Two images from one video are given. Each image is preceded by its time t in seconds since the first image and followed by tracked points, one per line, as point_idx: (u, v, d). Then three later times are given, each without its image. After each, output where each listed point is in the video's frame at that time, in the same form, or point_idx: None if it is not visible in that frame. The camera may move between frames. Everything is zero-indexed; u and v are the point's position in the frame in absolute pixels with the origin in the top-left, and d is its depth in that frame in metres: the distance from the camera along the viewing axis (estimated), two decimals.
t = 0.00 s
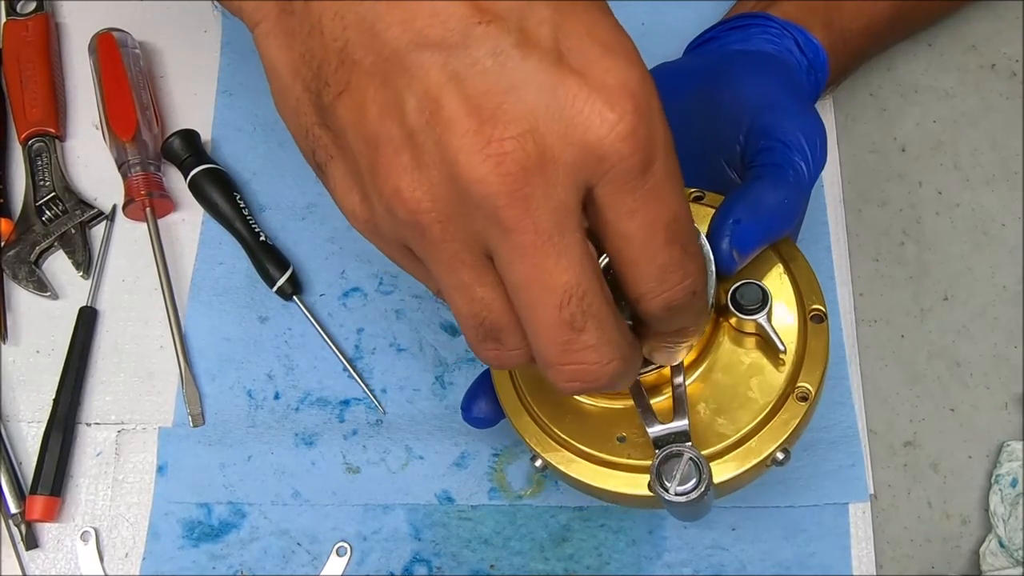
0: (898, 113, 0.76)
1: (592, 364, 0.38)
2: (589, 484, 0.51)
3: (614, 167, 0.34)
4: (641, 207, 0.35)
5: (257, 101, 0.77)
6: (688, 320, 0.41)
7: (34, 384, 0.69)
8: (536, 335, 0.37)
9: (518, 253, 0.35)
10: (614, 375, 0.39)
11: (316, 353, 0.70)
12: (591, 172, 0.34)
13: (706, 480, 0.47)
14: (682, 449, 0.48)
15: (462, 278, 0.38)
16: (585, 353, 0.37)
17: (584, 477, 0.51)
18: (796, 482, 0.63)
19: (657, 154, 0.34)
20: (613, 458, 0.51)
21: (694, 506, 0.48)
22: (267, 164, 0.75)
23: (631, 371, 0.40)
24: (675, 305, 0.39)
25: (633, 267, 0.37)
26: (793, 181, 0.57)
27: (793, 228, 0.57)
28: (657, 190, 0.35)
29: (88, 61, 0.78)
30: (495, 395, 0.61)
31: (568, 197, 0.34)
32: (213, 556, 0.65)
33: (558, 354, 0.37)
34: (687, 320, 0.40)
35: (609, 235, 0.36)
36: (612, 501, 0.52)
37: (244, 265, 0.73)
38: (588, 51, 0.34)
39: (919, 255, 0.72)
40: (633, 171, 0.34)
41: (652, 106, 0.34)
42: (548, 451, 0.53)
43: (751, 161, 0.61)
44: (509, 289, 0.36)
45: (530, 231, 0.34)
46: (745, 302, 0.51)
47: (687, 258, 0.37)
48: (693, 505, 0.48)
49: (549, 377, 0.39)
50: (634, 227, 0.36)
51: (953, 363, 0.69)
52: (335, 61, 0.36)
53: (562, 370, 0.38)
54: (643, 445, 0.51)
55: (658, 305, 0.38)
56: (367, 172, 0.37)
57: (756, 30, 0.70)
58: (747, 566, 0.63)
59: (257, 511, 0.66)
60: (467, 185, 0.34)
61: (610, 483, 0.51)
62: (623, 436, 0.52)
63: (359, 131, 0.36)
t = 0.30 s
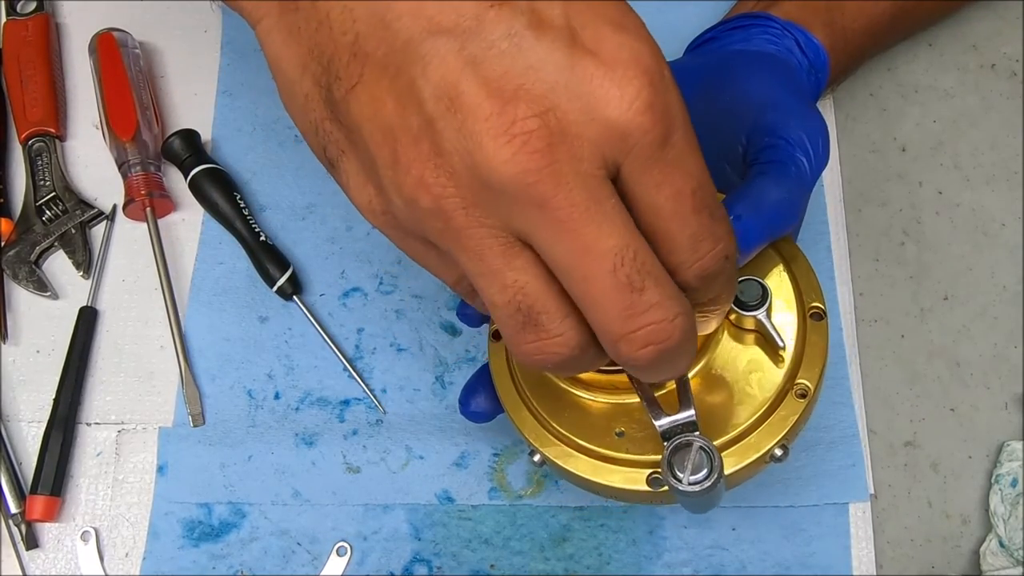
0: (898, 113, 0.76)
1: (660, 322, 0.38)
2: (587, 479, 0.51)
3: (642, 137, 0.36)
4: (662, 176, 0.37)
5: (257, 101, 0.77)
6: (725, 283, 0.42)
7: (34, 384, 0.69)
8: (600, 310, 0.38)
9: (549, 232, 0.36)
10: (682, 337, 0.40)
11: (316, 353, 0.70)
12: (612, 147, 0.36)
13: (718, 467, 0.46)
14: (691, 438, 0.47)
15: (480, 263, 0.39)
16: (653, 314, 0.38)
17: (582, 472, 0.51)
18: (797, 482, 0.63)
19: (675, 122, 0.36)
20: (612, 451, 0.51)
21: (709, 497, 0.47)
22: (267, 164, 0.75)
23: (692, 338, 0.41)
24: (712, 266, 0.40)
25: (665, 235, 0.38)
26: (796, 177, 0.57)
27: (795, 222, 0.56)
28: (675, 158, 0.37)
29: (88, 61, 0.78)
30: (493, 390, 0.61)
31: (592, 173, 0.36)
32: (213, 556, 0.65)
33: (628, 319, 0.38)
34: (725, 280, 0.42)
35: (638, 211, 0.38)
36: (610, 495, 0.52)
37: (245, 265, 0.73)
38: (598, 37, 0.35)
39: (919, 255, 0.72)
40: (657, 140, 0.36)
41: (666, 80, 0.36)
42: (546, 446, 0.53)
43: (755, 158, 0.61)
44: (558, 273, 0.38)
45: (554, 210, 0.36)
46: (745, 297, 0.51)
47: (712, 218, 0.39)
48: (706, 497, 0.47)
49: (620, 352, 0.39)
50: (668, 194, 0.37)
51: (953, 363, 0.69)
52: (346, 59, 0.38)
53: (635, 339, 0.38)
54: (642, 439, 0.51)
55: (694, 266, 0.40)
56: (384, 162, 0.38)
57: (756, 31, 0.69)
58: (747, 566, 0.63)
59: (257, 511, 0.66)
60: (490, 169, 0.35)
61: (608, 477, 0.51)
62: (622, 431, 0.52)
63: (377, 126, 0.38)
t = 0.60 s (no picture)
0: (898, 113, 0.76)
1: (645, 315, 0.38)
2: (594, 469, 0.51)
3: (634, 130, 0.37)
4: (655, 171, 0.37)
5: (257, 101, 0.77)
6: (731, 278, 0.41)
7: (34, 384, 0.69)
8: (585, 302, 0.38)
9: (543, 230, 0.37)
10: (675, 333, 0.39)
11: (316, 352, 0.70)
12: (596, 145, 0.37)
13: (734, 459, 0.46)
14: (707, 428, 0.47)
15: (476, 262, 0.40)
16: (637, 307, 0.38)
17: (591, 463, 0.51)
18: (796, 482, 0.64)
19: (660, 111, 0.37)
20: (621, 443, 0.51)
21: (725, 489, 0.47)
22: (267, 164, 0.75)
23: (688, 332, 0.40)
24: (710, 257, 0.39)
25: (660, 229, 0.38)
26: (800, 147, 0.54)
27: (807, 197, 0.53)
28: (666, 149, 0.37)
29: (88, 61, 0.78)
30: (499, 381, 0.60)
31: (584, 172, 0.37)
32: (213, 555, 0.65)
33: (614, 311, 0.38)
34: (731, 275, 0.41)
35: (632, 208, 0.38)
36: (616, 488, 0.52)
37: (245, 265, 0.73)
38: (576, 37, 0.37)
39: (919, 255, 0.72)
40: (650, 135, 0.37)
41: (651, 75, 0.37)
42: (553, 435, 0.53)
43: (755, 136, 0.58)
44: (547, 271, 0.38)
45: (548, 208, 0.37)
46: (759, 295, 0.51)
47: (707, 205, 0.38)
48: (723, 490, 0.47)
49: (606, 348, 0.39)
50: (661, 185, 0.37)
51: (953, 363, 0.69)
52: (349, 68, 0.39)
53: (620, 334, 0.38)
54: (653, 432, 0.51)
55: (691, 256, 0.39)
56: (388, 165, 0.40)
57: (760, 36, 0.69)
58: (747, 566, 0.63)
59: (257, 511, 0.66)
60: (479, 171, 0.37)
61: (615, 468, 0.51)
62: (633, 424, 0.52)
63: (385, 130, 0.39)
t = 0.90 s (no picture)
0: (899, 113, 0.77)
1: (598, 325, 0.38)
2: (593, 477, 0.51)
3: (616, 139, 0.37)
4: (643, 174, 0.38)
5: (257, 100, 0.77)
6: (690, 295, 0.41)
7: (34, 384, 0.69)
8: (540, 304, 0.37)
9: (531, 232, 0.37)
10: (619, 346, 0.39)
11: (316, 353, 0.70)
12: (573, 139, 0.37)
13: (730, 462, 0.46)
14: (703, 434, 0.47)
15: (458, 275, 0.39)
16: (593, 315, 0.38)
17: (591, 471, 0.51)
18: (796, 482, 0.64)
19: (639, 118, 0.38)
20: (619, 450, 0.51)
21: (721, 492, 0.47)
22: (267, 164, 0.75)
23: (631, 345, 0.40)
24: (674, 272, 0.40)
25: (639, 237, 0.38)
26: (798, 148, 0.53)
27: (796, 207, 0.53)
28: (646, 151, 0.38)
29: (88, 61, 0.78)
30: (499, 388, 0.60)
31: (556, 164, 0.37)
32: (213, 556, 0.65)
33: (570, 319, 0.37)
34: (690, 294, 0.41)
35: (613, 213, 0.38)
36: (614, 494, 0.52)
37: (245, 265, 0.73)
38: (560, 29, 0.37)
39: (919, 255, 0.72)
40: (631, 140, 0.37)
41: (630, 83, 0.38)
42: (552, 442, 0.53)
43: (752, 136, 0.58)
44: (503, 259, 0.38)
45: (539, 210, 0.36)
46: (754, 297, 0.50)
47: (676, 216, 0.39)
48: (719, 493, 0.47)
49: (552, 349, 0.39)
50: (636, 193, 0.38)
51: (953, 363, 0.69)
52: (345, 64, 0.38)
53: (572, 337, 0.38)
54: (652, 438, 0.51)
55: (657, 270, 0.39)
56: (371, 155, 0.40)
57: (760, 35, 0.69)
58: (747, 566, 0.63)
59: (257, 511, 0.66)
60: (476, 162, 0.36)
61: (612, 475, 0.51)
62: (631, 429, 0.52)
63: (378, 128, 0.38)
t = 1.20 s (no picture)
0: (898, 113, 0.76)
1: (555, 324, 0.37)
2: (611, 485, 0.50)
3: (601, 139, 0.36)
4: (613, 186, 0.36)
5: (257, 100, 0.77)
6: (650, 309, 0.40)
7: (34, 384, 0.69)
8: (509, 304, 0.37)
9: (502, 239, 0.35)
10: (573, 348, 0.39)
11: (316, 353, 0.70)
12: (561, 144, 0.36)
13: (740, 456, 0.46)
14: (709, 431, 0.47)
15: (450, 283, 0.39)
16: (550, 323, 0.37)
17: (608, 479, 0.50)
18: (796, 481, 0.64)
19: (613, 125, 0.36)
20: (632, 454, 0.51)
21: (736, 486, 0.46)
22: (267, 164, 0.75)
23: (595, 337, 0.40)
24: (632, 290, 0.38)
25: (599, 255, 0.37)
26: (779, 134, 0.53)
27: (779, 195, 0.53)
28: (613, 161, 0.36)
29: (88, 61, 0.78)
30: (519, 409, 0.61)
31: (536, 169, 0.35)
32: (213, 556, 0.65)
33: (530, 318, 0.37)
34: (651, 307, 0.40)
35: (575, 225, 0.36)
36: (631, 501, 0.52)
37: (245, 265, 0.73)
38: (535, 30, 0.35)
39: (919, 255, 0.72)
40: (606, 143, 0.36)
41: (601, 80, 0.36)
42: (569, 455, 0.52)
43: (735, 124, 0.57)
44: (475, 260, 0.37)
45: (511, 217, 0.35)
46: (752, 289, 0.50)
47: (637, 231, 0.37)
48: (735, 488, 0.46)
49: (514, 342, 0.38)
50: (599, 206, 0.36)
51: (953, 363, 0.69)
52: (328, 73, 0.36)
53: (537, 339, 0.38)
54: (665, 440, 0.50)
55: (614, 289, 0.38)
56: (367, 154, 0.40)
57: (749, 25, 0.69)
58: (747, 566, 0.63)
59: (257, 511, 0.66)
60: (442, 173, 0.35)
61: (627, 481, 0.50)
62: (645, 434, 0.51)
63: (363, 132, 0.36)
